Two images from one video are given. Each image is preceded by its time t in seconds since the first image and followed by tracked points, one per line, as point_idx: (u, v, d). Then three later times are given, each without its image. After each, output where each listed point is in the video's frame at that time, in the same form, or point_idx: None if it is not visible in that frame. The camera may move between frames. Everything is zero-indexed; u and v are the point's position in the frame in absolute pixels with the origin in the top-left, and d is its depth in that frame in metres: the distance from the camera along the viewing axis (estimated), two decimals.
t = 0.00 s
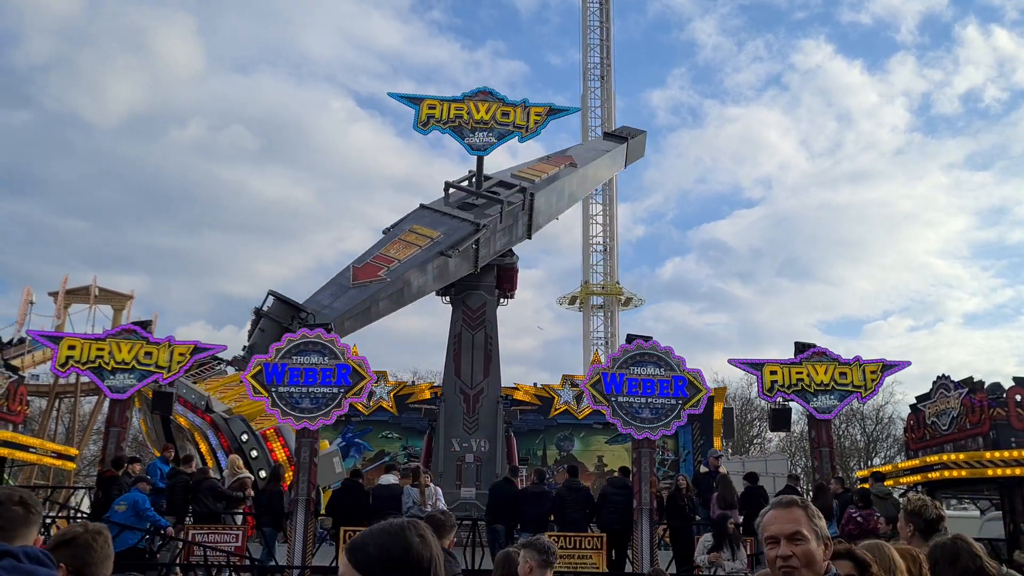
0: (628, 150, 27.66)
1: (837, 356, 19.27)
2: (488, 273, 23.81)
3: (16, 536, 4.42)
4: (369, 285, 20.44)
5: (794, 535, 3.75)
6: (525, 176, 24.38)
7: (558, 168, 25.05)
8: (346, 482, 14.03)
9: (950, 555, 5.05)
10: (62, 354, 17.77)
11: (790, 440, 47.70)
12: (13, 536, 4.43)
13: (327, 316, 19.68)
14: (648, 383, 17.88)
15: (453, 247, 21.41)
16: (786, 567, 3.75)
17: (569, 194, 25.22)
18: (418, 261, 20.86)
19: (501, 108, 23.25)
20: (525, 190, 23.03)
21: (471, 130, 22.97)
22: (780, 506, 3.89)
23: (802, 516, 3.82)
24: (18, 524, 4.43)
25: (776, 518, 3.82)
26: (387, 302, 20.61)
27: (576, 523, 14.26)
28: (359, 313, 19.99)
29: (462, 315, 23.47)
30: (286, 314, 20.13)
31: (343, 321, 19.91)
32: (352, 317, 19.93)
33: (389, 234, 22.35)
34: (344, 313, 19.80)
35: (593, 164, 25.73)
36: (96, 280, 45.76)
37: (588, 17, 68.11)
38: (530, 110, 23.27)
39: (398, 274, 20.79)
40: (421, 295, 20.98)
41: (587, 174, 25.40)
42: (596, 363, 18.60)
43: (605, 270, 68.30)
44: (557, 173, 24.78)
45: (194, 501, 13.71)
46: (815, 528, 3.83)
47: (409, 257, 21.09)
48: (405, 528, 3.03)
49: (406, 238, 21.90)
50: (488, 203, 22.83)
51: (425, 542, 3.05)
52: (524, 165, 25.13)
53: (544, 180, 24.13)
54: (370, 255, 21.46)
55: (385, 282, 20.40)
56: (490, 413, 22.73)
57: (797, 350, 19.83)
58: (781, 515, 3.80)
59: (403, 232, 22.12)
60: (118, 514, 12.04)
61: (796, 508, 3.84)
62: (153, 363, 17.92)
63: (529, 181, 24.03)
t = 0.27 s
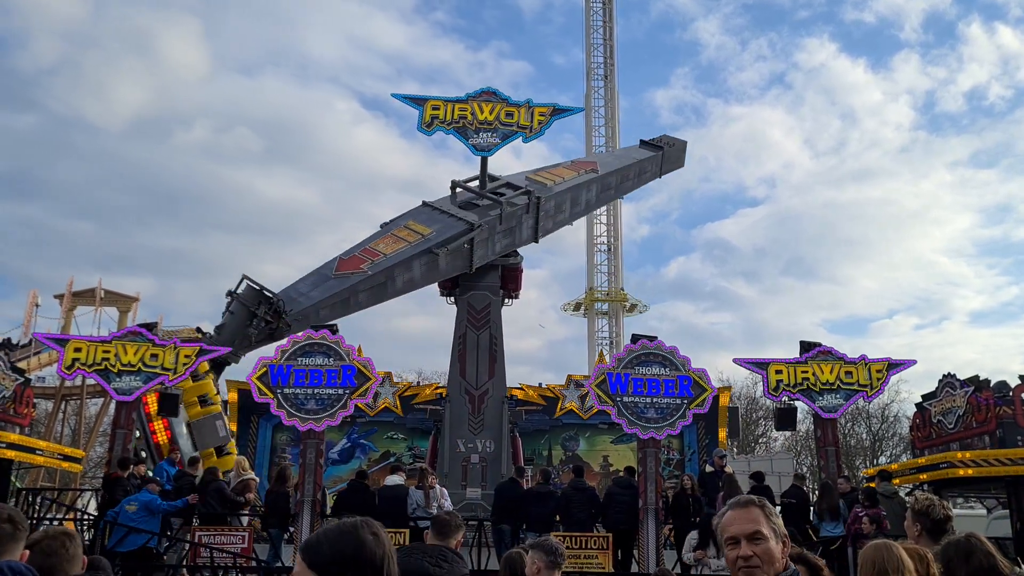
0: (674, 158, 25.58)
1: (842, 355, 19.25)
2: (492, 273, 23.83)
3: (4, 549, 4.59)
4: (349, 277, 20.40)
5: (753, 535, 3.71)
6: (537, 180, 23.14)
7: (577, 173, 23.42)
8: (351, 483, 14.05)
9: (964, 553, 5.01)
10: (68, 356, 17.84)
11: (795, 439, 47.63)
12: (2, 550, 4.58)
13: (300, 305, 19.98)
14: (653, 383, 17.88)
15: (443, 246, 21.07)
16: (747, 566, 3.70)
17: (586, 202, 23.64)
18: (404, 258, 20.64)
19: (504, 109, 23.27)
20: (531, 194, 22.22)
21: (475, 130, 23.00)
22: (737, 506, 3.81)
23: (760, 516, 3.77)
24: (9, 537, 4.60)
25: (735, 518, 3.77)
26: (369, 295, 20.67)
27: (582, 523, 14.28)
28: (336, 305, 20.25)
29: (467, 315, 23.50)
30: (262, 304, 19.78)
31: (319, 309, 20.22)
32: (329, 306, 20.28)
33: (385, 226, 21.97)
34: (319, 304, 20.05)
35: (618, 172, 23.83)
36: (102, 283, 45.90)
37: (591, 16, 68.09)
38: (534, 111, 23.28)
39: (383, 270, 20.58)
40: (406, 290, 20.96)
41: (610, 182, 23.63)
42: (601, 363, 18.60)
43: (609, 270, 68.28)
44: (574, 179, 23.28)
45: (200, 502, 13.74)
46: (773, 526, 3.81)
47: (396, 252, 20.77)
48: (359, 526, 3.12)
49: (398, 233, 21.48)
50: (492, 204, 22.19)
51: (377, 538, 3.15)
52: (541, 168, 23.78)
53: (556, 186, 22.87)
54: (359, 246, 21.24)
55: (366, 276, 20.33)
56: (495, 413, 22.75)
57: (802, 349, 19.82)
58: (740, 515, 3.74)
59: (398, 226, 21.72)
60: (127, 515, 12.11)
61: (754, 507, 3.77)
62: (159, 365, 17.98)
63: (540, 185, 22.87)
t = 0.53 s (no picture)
0: (711, 170, 24.47)
1: (849, 356, 19.22)
2: (499, 274, 23.88)
3: (8, 547, 4.62)
4: (336, 267, 20.45)
5: (719, 538, 3.64)
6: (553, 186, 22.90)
7: (594, 181, 22.94)
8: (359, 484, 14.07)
9: (975, 553, 5.00)
10: (76, 359, 17.92)
11: (802, 440, 47.53)
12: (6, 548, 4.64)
13: (283, 292, 20.06)
14: (660, 384, 17.88)
15: (436, 244, 21.04)
16: (713, 570, 3.63)
17: (602, 210, 23.12)
18: (395, 253, 20.64)
19: (510, 110, 23.29)
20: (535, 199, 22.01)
21: (481, 132, 23.04)
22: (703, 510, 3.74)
23: (727, 519, 3.70)
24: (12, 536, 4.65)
25: (701, 521, 3.69)
26: (356, 287, 20.71)
27: (589, 525, 14.28)
28: (320, 294, 20.35)
29: (473, 317, 23.52)
30: (242, 288, 19.69)
31: (302, 297, 20.30)
32: (313, 295, 20.29)
33: (384, 221, 21.96)
34: (303, 292, 20.13)
35: (640, 182, 23.09)
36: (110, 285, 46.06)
37: (596, 17, 68.09)
38: (540, 112, 23.30)
39: (372, 264, 20.60)
40: (395, 285, 20.95)
41: (629, 192, 22.96)
42: (608, 364, 18.61)
43: (615, 270, 68.30)
44: (591, 186, 22.90)
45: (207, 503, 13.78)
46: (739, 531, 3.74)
47: (387, 247, 20.78)
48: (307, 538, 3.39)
49: (394, 228, 21.50)
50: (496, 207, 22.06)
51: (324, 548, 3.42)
52: (561, 173, 23.52)
53: (568, 191, 22.65)
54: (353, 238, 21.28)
55: (353, 269, 20.37)
56: (502, 414, 22.79)
57: (809, 349, 19.80)
58: (707, 518, 3.66)
59: (396, 222, 21.69)
60: (139, 516, 12.17)
61: (721, 511, 3.70)
62: (166, 367, 18.06)
63: (553, 190, 22.74)
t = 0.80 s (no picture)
0: (741, 187, 23.68)
1: (853, 357, 19.19)
2: (502, 276, 23.88)
3: None
4: (324, 259, 20.51)
5: (673, 547, 3.70)
6: (566, 191, 22.61)
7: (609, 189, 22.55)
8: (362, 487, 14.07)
9: (979, 557, 5.00)
10: (80, 361, 17.95)
11: (806, 441, 47.46)
12: None
13: (269, 278, 20.22)
14: (663, 386, 17.86)
15: (427, 242, 21.02)
16: None
17: (615, 219, 22.67)
18: (384, 249, 20.68)
19: (513, 112, 23.31)
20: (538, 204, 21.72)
21: (483, 134, 23.06)
22: (660, 516, 3.82)
23: (682, 526, 3.78)
24: None
25: (656, 529, 3.77)
26: (343, 280, 20.80)
27: (593, 527, 14.26)
28: (307, 283, 20.46)
29: (476, 318, 23.52)
30: (230, 274, 20.02)
31: (288, 285, 20.47)
32: (299, 283, 20.45)
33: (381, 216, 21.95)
34: (288, 281, 20.31)
35: (660, 194, 22.62)
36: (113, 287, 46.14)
37: (599, 19, 68.18)
38: (542, 114, 23.28)
39: (361, 258, 20.65)
40: (383, 280, 21.00)
41: (646, 203, 22.49)
42: (611, 366, 18.60)
43: (618, 272, 68.31)
44: (605, 193, 22.52)
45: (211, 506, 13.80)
46: (695, 538, 3.79)
47: (377, 242, 20.83)
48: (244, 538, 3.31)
49: (389, 223, 21.54)
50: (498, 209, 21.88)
51: (262, 549, 3.35)
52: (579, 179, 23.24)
53: (578, 198, 22.33)
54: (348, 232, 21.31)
55: (340, 261, 20.46)
56: (505, 416, 22.77)
57: (813, 351, 19.78)
58: (661, 526, 3.74)
59: (393, 218, 21.67)
60: (148, 520, 12.16)
61: (676, 518, 3.79)
62: (170, 370, 18.09)
63: (562, 196, 22.42)
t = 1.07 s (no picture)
0: (769, 203, 22.61)
1: (856, 358, 19.15)
2: (505, 278, 23.86)
3: None
4: (317, 250, 20.64)
5: (618, 547, 3.77)
6: (573, 197, 22.23)
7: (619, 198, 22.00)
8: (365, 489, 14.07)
9: (984, 559, 5.01)
10: (83, 364, 17.98)
11: (809, 442, 47.40)
12: None
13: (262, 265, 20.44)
14: (666, 387, 17.84)
15: (420, 239, 21.04)
16: None
17: (624, 228, 22.09)
18: (377, 244, 20.76)
19: (515, 114, 23.31)
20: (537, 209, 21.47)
21: (485, 136, 23.07)
22: (604, 515, 3.92)
23: (627, 526, 3.85)
24: None
25: (602, 529, 3.84)
26: (334, 272, 20.93)
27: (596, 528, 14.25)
28: (298, 271, 20.64)
29: (479, 320, 23.51)
30: (222, 257, 20.35)
31: (280, 273, 20.72)
32: (290, 272, 20.66)
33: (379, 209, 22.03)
34: (280, 270, 20.53)
35: (674, 206, 21.92)
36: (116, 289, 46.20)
37: (601, 20, 68.25)
38: (544, 116, 23.25)
39: (352, 251, 20.78)
40: (374, 274, 21.08)
41: (656, 214, 21.88)
42: (614, 367, 18.59)
43: (621, 274, 68.30)
44: (614, 202, 21.99)
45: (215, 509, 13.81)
46: (640, 536, 3.88)
47: (370, 235, 20.92)
48: (191, 540, 3.79)
49: (385, 218, 21.62)
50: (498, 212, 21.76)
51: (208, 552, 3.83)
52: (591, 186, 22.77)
53: (582, 204, 21.93)
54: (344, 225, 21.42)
55: (332, 253, 20.60)
56: (508, 418, 22.76)
57: (816, 352, 19.75)
58: (607, 527, 3.81)
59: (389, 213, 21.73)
60: (151, 522, 12.19)
61: (620, 516, 3.87)
62: (173, 372, 18.11)
63: (567, 202, 22.05)
